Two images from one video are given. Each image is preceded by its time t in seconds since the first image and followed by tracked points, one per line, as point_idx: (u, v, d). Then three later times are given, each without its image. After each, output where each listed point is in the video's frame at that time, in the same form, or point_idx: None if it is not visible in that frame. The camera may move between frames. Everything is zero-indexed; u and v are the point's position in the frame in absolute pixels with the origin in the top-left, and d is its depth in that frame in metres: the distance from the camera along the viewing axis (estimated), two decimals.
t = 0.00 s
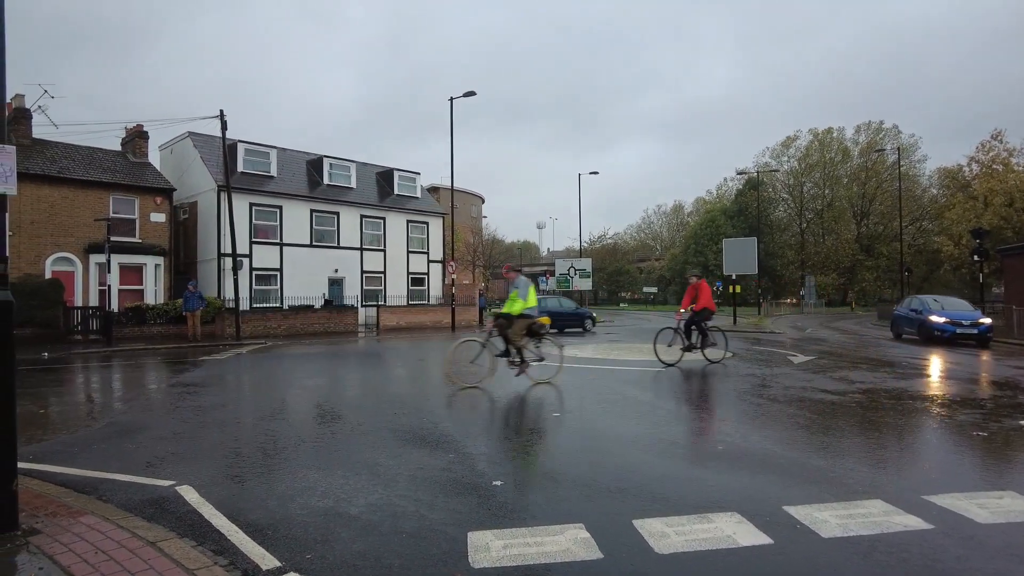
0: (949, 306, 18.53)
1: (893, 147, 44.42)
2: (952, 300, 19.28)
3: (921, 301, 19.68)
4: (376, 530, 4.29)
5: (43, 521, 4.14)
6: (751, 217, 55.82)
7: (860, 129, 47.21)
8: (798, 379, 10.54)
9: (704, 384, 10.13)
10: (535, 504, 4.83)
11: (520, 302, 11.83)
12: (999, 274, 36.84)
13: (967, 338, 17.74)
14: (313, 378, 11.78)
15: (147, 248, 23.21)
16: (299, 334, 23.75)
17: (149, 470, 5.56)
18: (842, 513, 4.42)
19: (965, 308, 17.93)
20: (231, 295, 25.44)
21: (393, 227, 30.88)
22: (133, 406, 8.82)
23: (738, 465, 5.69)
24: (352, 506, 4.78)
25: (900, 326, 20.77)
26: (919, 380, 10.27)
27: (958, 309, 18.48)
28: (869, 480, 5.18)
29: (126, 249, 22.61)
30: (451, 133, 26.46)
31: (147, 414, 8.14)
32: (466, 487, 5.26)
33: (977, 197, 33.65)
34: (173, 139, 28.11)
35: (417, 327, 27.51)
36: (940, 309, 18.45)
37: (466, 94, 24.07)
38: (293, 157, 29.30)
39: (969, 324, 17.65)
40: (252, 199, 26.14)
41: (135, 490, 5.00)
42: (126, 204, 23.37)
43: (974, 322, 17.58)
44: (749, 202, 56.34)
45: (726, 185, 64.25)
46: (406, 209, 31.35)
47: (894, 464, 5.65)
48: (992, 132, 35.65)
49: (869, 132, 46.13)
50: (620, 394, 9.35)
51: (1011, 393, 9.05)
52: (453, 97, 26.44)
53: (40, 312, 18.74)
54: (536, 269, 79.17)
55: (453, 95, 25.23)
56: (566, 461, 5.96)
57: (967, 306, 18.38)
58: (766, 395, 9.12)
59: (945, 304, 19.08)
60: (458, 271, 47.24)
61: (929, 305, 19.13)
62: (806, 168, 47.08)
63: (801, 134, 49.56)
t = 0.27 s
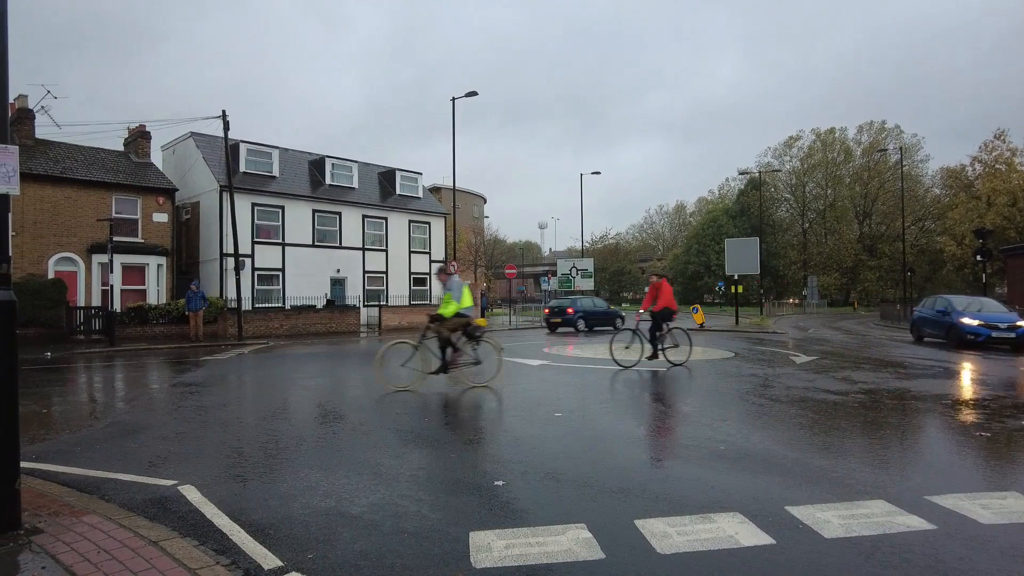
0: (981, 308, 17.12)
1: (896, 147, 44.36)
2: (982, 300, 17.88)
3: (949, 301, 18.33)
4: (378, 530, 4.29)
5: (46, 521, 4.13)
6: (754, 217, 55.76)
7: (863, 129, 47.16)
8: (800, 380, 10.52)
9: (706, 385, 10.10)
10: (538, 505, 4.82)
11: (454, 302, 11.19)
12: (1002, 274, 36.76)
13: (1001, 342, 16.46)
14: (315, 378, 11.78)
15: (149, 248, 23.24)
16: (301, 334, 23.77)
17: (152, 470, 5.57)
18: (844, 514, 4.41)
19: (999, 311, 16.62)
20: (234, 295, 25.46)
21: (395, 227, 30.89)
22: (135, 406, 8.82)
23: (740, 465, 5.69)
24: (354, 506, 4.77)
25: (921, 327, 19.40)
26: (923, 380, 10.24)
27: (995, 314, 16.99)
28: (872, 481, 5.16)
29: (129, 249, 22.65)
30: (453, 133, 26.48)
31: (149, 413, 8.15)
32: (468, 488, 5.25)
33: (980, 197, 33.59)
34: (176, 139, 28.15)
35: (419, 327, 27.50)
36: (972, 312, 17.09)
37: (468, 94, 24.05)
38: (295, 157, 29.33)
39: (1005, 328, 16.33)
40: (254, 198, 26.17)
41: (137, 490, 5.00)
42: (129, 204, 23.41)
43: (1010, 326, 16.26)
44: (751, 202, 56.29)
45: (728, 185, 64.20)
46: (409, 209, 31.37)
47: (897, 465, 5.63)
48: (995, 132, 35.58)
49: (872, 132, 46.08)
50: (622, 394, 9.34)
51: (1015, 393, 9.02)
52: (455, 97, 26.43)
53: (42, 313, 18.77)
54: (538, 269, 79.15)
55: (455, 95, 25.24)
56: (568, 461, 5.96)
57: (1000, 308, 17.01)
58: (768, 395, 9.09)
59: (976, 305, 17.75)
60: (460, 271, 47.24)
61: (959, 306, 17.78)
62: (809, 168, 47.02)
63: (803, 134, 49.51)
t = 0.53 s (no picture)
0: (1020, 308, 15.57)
1: (898, 147, 44.34)
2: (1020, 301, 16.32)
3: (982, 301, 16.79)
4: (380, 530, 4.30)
5: (49, 521, 4.15)
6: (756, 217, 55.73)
7: (865, 129, 47.13)
8: (803, 380, 10.50)
9: (709, 385, 10.09)
10: (540, 505, 4.82)
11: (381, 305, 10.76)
12: (1005, 275, 36.69)
13: None
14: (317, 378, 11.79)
15: (152, 248, 23.28)
16: (304, 334, 23.79)
17: (155, 470, 5.58)
18: (846, 515, 4.40)
19: None
20: (236, 296, 25.50)
21: (397, 227, 30.92)
22: (137, 405, 8.84)
23: (741, 465, 5.68)
24: (357, 506, 4.77)
25: (951, 332, 17.90)
26: (925, 381, 10.22)
27: None
28: (874, 482, 5.14)
29: (131, 249, 22.70)
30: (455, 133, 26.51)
31: (152, 413, 8.16)
32: (471, 488, 5.25)
33: (984, 198, 33.55)
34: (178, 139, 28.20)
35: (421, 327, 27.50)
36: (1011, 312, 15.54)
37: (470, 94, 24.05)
38: (297, 157, 29.37)
39: None
40: (256, 199, 26.22)
41: (140, 490, 5.00)
42: (131, 204, 23.46)
43: None
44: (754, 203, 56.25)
45: (730, 185, 64.18)
46: (411, 209, 31.40)
47: (900, 465, 5.61)
48: (999, 132, 35.49)
49: (875, 132, 45.98)
50: (624, 394, 9.34)
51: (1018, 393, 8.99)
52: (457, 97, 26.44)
53: (45, 313, 18.81)
54: (540, 269, 79.13)
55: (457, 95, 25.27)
56: (570, 461, 5.96)
57: None
58: (771, 396, 9.07)
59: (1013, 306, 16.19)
60: (462, 271, 47.25)
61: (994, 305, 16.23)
62: (812, 168, 46.95)
63: (806, 134, 49.49)
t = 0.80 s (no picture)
0: None
1: (900, 148, 44.30)
2: None
3: None
4: (382, 530, 4.30)
5: (51, 521, 4.15)
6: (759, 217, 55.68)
7: (868, 129, 47.09)
8: (805, 381, 10.49)
9: (711, 385, 10.09)
10: (541, 506, 4.81)
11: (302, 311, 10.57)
12: (1008, 275, 36.60)
13: None
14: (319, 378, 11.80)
15: (154, 248, 23.33)
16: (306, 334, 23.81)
17: (157, 470, 5.58)
18: (848, 515, 4.39)
19: None
20: (238, 296, 25.54)
21: (399, 228, 30.94)
22: (139, 406, 8.85)
23: (743, 466, 5.68)
24: (359, 506, 4.77)
25: (992, 338, 16.23)
26: (927, 382, 10.21)
27: None
28: (876, 483, 5.14)
29: (134, 249, 22.75)
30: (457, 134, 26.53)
31: (154, 413, 8.18)
32: (472, 489, 5.25)
33: (987, 198, 33.48)
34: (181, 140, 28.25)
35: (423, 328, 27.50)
36: None
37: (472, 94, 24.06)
38: (299, 157, 29.41)
39: None
40: (259, 199, 26.26)
41: (142, 490, 5.01)
42: (134, 205, 23.51)
43: None
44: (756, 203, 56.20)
45: (732, 186, 64.16)
46: (413, 210, 31.43)
47: (903, 466, 5.60)
48: (1002, 132, 35.43)
49: (877, 132, 45.94)
50: (626, 395, 9.34)
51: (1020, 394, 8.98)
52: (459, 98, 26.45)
53: (48, 313, 18.86)
54: (542, 270, 79.10)
55: (460, 95, 25.28)
56: (572, 461, 5.96)
57: None
58: (773, 396, 9.06)
59: None
60: (464, 271, 47.24)
61: None
62: (814, 168, 46.87)
63: (808, 135, 49.45)
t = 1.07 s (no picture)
0: None
1: (902, 148, 44.24)
2: None
3: None
4: (383, 531, 4.31)
5: (52, 521, 4.16)
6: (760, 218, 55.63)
7: (870, 129, 47.03)
8: (806, 381, 10.49)
9: (711, 386, 10.11)
10: (542, 506, 4.82)
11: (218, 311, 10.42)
12: (1010, 275, 36.50)
13: None
14: (321, 378, 11.82)
15: (156, 249, 23.37)
16: (308, 335, 23.84)
17: (158, 470, 5.60)
18: (849, 516, 4.39)
19: None
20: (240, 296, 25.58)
21: (400, 228, 30.96)
22: (140, 406, 8.88)
23: (744, 466, 5.68)
24: (360, 506, 4.78)
25: None
26: (928, 382, 10.21)
27: None
28: (877, 484, 5.14)
29: (136, 250, 22.80)
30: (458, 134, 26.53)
31: (155, 414, 8.19)
32: (473, 489, 5.25)
33: (990, 198, 33.39)
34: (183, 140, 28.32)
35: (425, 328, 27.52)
36: None
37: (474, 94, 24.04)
38: (301, 158, 29.44)
39: None
40: (260, 200, 26.29)
41: (143, 491, 5.02)
42: (136, 205, 23.56)
43: None
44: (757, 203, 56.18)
45: (734, 186, 64.14)
46: (414, 210, 31.45)
47: (904, 467, 5.59)
48: (1005, 132, 35.35)
49: (879, 132, 45.87)
50: (627, 395, 9.36)
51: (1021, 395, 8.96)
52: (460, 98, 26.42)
53: (50, 313, 18.91)
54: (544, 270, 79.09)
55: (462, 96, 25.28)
56: (573, 461, 5.98)
57: None
58: (774, 397, 9.07)
59: None
60: (465, 272, 47.25)
61: None
62: (816, 168, 46.83)
63: (810, 135, 49.40)
